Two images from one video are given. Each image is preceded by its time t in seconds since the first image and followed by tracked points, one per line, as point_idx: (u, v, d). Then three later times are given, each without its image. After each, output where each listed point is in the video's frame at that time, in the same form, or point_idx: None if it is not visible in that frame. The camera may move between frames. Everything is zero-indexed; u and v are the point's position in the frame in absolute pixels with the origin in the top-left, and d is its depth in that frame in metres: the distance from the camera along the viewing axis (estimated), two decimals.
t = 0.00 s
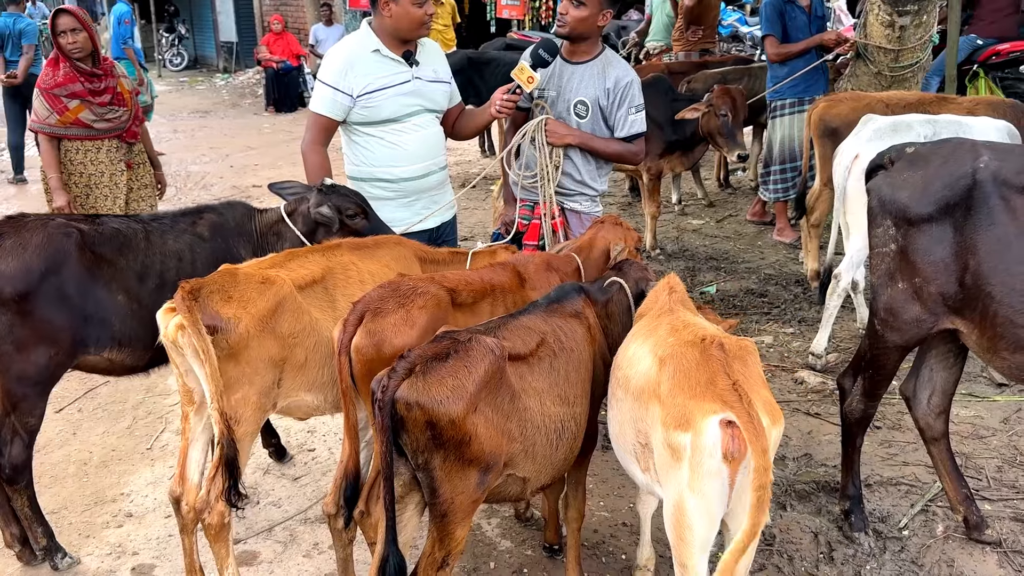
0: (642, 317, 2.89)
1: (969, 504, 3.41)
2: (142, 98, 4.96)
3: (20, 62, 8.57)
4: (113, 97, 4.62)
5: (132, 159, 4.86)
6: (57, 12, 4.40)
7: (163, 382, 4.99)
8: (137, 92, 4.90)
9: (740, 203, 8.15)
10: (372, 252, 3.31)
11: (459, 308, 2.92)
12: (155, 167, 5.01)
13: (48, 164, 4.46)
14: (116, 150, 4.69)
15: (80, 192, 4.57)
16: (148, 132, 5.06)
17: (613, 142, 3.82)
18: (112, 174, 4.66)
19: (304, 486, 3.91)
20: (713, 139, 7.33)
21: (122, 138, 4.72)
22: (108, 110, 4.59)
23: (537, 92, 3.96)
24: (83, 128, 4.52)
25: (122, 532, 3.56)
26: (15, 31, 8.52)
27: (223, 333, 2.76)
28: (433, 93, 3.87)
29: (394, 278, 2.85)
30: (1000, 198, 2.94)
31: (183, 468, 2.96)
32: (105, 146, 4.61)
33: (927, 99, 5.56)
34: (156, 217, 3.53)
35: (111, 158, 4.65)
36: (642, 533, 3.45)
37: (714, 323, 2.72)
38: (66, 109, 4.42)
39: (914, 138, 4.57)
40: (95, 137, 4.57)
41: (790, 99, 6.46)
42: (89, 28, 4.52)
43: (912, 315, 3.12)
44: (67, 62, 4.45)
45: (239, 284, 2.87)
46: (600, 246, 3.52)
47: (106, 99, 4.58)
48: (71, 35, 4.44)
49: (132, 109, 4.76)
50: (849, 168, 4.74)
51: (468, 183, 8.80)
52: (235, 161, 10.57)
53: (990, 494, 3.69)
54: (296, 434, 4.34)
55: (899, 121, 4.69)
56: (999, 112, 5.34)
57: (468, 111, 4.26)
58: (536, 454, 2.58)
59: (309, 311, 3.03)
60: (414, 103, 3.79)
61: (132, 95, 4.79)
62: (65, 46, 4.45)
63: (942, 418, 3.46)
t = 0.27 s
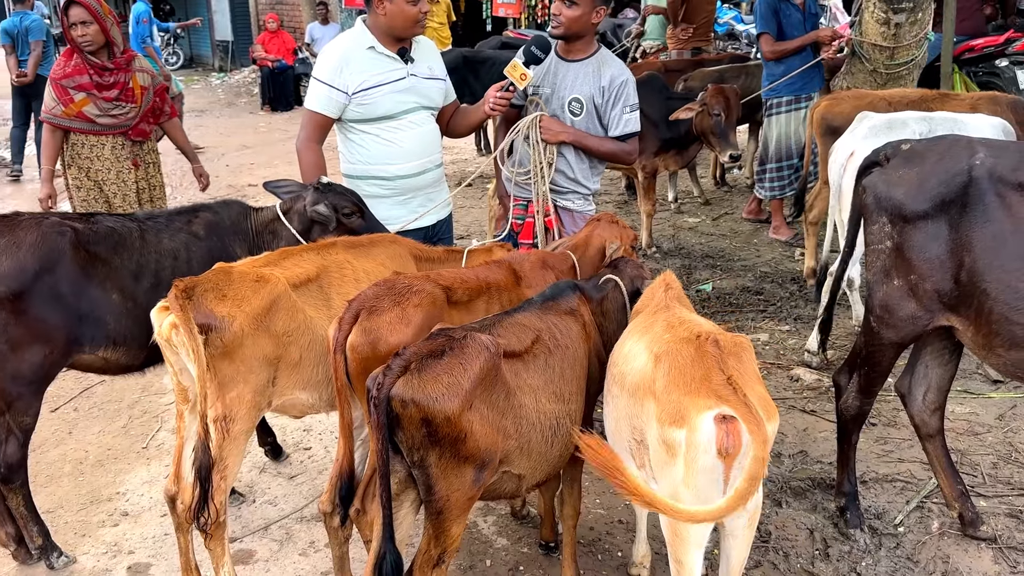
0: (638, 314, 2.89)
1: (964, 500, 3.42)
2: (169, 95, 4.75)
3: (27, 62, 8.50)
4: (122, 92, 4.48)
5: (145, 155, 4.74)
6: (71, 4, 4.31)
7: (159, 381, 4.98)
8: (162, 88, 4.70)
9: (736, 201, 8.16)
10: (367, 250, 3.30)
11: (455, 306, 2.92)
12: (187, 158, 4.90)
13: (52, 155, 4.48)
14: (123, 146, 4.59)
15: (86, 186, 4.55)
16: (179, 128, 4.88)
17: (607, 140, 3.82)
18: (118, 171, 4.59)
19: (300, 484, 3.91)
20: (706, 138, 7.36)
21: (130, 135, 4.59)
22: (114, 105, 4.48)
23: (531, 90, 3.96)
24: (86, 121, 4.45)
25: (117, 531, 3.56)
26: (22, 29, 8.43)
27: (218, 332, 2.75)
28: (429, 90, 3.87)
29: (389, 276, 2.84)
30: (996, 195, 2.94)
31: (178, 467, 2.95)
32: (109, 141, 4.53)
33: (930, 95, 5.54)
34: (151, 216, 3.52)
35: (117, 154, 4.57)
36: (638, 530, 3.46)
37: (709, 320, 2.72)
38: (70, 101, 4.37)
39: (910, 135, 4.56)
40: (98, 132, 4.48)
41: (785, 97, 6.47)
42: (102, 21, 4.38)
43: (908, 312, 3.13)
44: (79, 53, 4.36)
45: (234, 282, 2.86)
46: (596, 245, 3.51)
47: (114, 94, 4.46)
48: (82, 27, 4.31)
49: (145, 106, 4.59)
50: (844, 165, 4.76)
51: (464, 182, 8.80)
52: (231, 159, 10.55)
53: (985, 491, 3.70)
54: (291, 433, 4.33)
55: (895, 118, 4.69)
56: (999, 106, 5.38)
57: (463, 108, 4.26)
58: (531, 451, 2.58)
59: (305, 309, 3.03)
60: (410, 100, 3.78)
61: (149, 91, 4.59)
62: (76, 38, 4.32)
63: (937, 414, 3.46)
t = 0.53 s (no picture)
0: (636, 311, 2.89)
1: (961, 496, 3.43)
2: (168, 99, 4.51)
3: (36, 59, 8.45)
4: (114, 100, 4.30)
5: (144, 163, 4.56)
6: (61, 5, 4.10)
7: (156, 380, 4.97)
8: (159, 92, 4.47)
9: (732, 198, 8.16)
10: (364, 247, 3.30)
11: (452, 303, 2.92)
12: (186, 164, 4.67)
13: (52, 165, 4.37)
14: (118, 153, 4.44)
15: (83, 196, 4.42)
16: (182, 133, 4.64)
17: (602, 138, 3.81)
18: (115, 180, 4.46)
19: (297, 482, 3.90)
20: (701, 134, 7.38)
21: (123, 143, 4.42)
22: (104, 113, 4.31)
23: (526, 87, 3.96)
24: (78, 129, 4.30)
25: (114, 530, 3.55)
26: (33, 26, 8.41)
27: (214, 329, 2.74)
28: (425, 86, 3.86)
29: (386, 273, 2.84)
30: (992, 190, 2.95)
31: (175, 465, 2.95)
32: (102, 150, 4.38)
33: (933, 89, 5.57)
34: (147, 214, 3.51)
35: (111, 163, 4.42)
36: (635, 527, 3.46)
37: (706, 316, 2.73)
38: (61, 108, 4.23)
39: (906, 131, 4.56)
40: (89, 140, 4.33)
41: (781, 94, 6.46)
42: (92, 23, 4.15)
43: (904, 307, 3.13)
44: (72, 58, 4.19)
45: (230, 280, 2.85)
46: (593, 242, 3.51)
47: (105, 101, 4.28)
48: (71, 31, 4.10)
49: (137, 114, 4.39)
50: (841, 162, 4.76)
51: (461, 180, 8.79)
52: (227, 158, 10.53)
53: (982, 486, 3.70)
54: (288, 431, 4.33)
55: (892, 115, 4.69)
56: (1005, 99, 5.41)
57: (459, 105, 4.27)
58: (529, 447, 2.58)
59: (301, 307, 3.02)
60: (406, 96, 3.78)
61: (143, 99, 4.38)
62: (66, 42, 4.13)
63: (934, 410, 3.47)
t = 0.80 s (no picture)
0: (634, 303, 2.90)
1: (957, 487, 3.44)
2: (147, 91, 4.38)
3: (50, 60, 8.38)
4: (86, 94, 4.19)
5: (123, 159, 4.46)
6: None
7: (153, 375, 4.96)
8: (138, 84, 4.33)
9: (729, 193, 8.17)
10: (362, 241, 3.30)
11: (450, 295, 2.92)
12: (167, 164, 4.49)
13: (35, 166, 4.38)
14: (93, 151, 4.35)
15: (62, 197, 4.40)
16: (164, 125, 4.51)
17: (599, 132, 3.82)
18: (92, 179, 4.39)
19: (295, 476, 3.91)
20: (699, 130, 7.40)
21: (98, 139, 4.32)
22: (78, 109, 4.23)
23: (523, 81, 3.95)
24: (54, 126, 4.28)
25: (112, 524, 3.55)
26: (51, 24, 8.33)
27: (211, 322, 2.74)
28: (421, 80, 3.86)
29: (384, 266, 2.84)
30: (988, 181, 2.96)
31: (173, 458, 2.95)
32: (78, 147, 4.31)
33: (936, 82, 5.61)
34: (144, 208, 3.51)
35: (87, 161, 4.35)
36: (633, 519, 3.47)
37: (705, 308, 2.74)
38: (37, 106, 4.22)
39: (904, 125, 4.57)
40: (65, 138, 4.28)
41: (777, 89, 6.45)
42: (56, 16, 4.00)
43: (900, 299, 3.14)
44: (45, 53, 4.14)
45: (227, 272, 2.85)
46: (591, 235, 3.52)
47: (76, 95, 4.19)
48: (34, 25, 4.00)
49: (112, 108, 4.27)
50: (837, 157, 4.74)
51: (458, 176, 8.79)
52: (224, 155, 10.51)
53: (978, 478, 3.72)
54: (286, 426, 4.33)
55: (888, 109, 4.70)
56: (1007, 93, 5.54)
57: (455, 99, 4.26)
58: (528, 438, 2.58)
59: (299, 300, 3.02)
60: (402, 90, 3.78)
61: (119, 90, 4.25)
62: (34, 37, 4.05)
63: (930, 402, 3.48)
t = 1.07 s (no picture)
0: (632, 297, 2.95)
1: (950, 478, 3.49)
2: (129, 98, 4.33)
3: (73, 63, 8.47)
4: (60, 98, 4.17)
5: (98, 168, 4.43)
6: (1, 0, 3.95)
7: (154, 371, 5.00)
8: (119, 90, 4.27)
9: (725, 189, 8.22)
10: (363, 237, 3.34)
11: (450, 289, 2.97)
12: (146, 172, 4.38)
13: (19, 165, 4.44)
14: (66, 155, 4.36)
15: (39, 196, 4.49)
16: (143, 133, 4.41)
17: (598, 129, 3.86)
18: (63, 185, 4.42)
19: (297, 469, 3.95)
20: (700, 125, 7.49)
21: (70, 144, 4.30)
22: (52, 113, 4.21)
23: (521, 79, 3.99)
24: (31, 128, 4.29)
25: (117, 517, 3.59)
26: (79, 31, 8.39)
27: (216, 317, 2.78)
28: (420, 78, 3.90)
29: (385, 261, 2.89)
30: (979, 176, 3.01)
31: (178, 451, 2.99)
32: (51, 151, 4.33)
33: (933, 77, 5.67)
34: (147, 205, 3.54)
35: (59, 167, 4.38)
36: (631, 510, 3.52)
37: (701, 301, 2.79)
38: (17, 106, 4.24)
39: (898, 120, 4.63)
40: (40, 142, 4.29)
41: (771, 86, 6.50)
42: (35, 19, 3.99)
43: (894, 292, 3.19)
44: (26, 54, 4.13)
45: (231, 268, 2.89)
46: (588, 231, 3.56)
47: (53, 100, 4.17)
48: (15, 28, 3.99)
49: (86, 114, 4.22)
50: (831, 152, 4.79)
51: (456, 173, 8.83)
52: (221, 153, 10.53)
53: (971, 469, 3.78)
54: (288, 421, 4.37)
55: (881, 105, 4.75)
56: (1004, 88, 5.60)
57: (453, 97, 4.30)
58: (528, 429, 2.63)
59: (302, 295, 3.07)
60: (401, 88, 3.82)
61: (95, 97, 4.19)
62: (15, 39, 4.05)
63: (923, 393, 3.54)
